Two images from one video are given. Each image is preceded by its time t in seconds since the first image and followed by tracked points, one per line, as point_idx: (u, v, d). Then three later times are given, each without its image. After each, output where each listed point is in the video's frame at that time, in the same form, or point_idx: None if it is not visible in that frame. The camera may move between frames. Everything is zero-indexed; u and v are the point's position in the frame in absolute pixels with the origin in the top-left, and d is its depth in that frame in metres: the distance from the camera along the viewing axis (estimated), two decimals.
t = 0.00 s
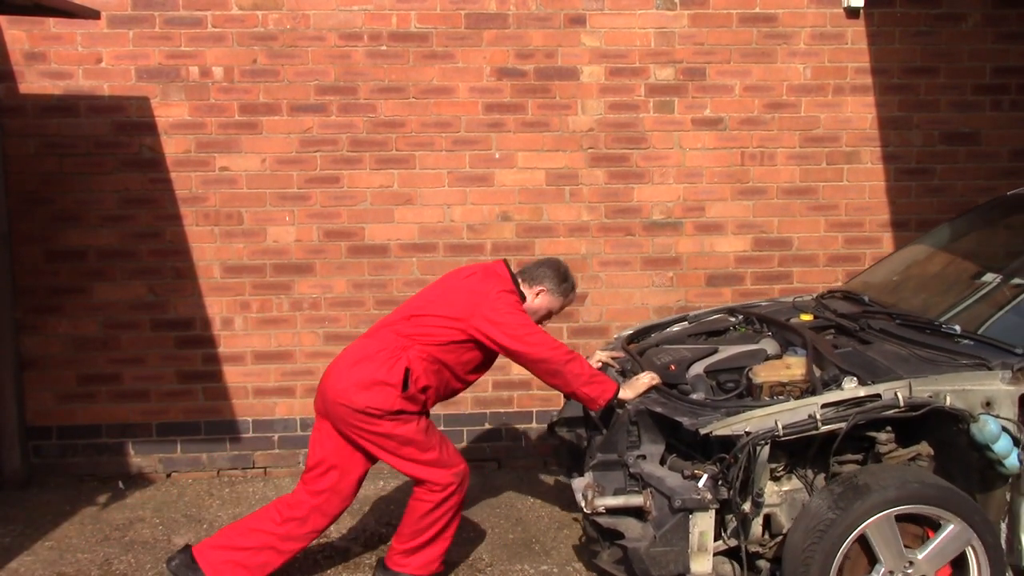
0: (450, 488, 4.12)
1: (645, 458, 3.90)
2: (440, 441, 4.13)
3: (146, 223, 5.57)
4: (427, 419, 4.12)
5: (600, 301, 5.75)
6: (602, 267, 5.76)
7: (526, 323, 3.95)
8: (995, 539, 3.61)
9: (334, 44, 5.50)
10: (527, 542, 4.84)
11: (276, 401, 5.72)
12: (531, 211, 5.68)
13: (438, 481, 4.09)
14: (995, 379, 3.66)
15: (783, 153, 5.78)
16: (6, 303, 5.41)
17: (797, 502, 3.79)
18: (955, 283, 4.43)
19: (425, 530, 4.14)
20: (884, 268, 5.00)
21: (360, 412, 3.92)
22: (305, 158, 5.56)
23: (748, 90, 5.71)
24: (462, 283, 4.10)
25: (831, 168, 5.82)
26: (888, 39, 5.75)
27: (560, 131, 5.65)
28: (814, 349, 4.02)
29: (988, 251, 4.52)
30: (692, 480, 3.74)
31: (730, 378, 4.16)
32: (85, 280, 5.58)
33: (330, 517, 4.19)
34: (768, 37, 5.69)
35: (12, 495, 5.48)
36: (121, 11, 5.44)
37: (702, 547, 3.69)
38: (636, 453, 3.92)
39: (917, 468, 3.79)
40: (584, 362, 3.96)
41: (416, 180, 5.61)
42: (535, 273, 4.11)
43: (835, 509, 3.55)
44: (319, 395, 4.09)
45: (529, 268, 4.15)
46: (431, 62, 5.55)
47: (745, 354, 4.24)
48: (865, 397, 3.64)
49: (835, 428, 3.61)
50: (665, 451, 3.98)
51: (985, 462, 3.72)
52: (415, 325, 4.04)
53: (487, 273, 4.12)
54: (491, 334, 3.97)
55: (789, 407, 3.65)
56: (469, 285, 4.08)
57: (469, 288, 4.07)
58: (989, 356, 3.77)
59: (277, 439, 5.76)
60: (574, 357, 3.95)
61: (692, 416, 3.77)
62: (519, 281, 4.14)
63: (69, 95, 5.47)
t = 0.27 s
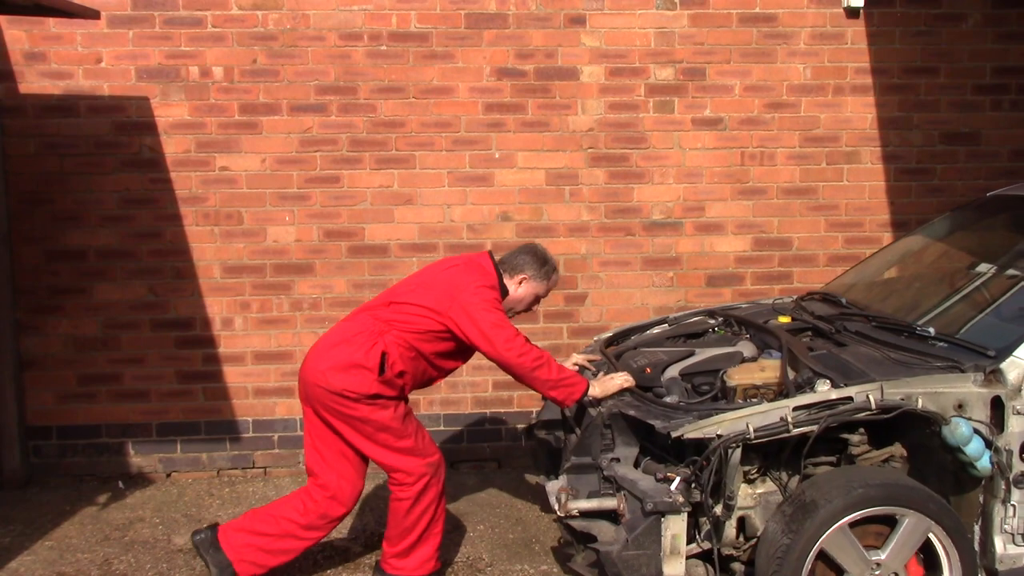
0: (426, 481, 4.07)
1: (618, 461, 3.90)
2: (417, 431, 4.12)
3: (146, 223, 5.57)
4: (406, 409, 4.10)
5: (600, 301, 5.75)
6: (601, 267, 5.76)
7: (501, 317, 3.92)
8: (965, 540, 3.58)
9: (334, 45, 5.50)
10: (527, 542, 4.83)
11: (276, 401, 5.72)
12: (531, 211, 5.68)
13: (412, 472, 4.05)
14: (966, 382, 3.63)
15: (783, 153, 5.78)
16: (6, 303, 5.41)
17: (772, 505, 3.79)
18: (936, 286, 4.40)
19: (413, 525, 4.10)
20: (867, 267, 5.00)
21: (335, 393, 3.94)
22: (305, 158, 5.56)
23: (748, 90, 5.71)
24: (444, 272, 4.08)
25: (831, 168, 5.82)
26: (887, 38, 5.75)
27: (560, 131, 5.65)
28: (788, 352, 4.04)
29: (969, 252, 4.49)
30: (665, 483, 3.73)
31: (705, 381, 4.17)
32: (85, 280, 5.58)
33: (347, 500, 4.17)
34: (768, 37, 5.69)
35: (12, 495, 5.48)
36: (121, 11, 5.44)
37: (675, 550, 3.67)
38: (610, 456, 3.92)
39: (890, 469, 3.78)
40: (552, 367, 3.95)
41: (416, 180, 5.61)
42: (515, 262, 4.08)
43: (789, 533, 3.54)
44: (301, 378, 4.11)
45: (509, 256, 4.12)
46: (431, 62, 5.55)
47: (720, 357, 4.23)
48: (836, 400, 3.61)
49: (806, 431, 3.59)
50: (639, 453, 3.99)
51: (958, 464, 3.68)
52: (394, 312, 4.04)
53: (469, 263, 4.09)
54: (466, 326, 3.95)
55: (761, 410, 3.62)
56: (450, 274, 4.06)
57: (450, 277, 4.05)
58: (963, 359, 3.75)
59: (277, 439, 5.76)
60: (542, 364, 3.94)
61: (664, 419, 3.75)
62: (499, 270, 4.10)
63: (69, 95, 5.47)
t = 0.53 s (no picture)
0: (408, 476, 4.08)
1: (594, 461, 3.89)
2: (400, 425, 4.12)
3: (146, 223, 5.57)
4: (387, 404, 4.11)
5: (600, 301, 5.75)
6: (601, 267, 5.76)
7: (475, 314, 3.92)
8: (939, 539, 3.58)
9: (334, 45, 5.50)
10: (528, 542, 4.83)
11: (276, 401, 5.72)
12: (531, 211, 5.68)
13: (392, 467, 4.06)
14: (941, 381, 3.63)
15: (783, 153, 5.78)
16: (5, 303, 5.42)
17: (747, 505, 3.81)
18: (915, 286, 4.39)
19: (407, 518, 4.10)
20: (849, 266, 5.00)
21: (315, 387, 3.97)
22: (305, 158, 5.56)
23: (748, 90, 5.71)
24: (423, 267, 4.08)
25: (831, 168, 5.82)
26: (888, 38, 5.75)
27: (561, 131, 5.65)
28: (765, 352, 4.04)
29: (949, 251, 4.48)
30: (638, 482, 3.72)
31: (681, 380, 4.17)
32: (86, 280, 5.58)
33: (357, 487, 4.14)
34: (768, 37, 5.69)
35: (12, 495, 5.48)
36: (121, 11, 5.44)
37: (649, 550, 3.65)
38: (586, 456, 3.91)
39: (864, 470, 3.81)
40: (524, 367, 3.95)
41: (416, 180, 5.61)
42: (490, 251, 4.04)
43: (750, 559, 3.52)
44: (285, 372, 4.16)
45: (483, 246, 4.07)
46: (431, 62, 5.55)
47: (698, 357, 4.23)
48: (810, 399, 3.62)
49: (781, 431, 3.60)
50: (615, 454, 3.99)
51: (933, 464, 3.69)
52: (372, 307, 4.05)
53: (447, 258, 4.08)
54: (441, 322, 3.95)
55: (735, 410, 3.63)
56: (428, 269, 4.05)
57: (427, 272, 4.04)
58: (938, 359, 3.76)
59: (277, 439, 5.76)
60: (513, 364, 3.93)
61: (638, 419, 3.76)
62: (476, 261, 4.06)
63: (69, 95, 5.47)
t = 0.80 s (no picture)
0: (397, 476, 4.07)
1: (564, 464, 3.86)
2: (387, 426, 4.12)
3: (146, 223, 5.57)
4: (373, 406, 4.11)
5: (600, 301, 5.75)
6: (601, 267, 5.76)
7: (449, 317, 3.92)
8: (906, 540, 3.56)
9: (334, 45, 5.50)
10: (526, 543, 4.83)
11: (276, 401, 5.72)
12: (531, 211, 5.68)
13: (381, 469, 4.05)
14: (909, 383, 3.60)
15: (783, 153, 5.78)
16: (6, 303, 5.42)
17: (718, 507, 3.79)
18: (890, 288, 4.38)
19: (401, 518, 4.08)
20: (828, 265, 4.98)
21: (297, 391, 3.99)
22: (305, 158, 5.56)
23: (748, 90, 5.72)
24: (399, 267, 4.07)
25: (831, 168, 5.82)
26: (887, 38, 5.75)
27: (561, 131, 5.65)
28: (737, 354, 4.04)
29: (923, 252, 4.45)
30: (608, 485, 3.68)
31: (653, 384, 4.16)
32: (86, 280, 5.58)
33: (350, 486, 4.15)
34: (768, 37, 5.69)
35: (11, 496, 5.48)
36: (121, 11, 5.44)
37: (618, 553, 3.62)
38: (556, 458, 3.88)
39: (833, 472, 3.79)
40: (495, 371, 3.94)
41: (417, 180, 5.61)
42: (468, 246, 4.02)
43: None
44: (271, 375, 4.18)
45: (461, 241, 4.05)
46: (431, 62, 5.55)
47: (670, 360, 4.24)
48: (779, 402, 3.62)
49: (749, 433, 3.59)
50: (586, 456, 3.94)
51: (903, 466, 3.65)
52: (349, 308, 4.04)
53: (424, 258, 4.06)
54: (416, 324, 3.95)
55: (703, 412, 3.62)
56: (404, 270, 4.04)
57: (404, 273, 4.03)
58: (908, 360, 3.74)
59: (277, 439, 5.76)
60: (484, 368, 3.92)
61: (607, 421, 3.75)
62: (454, 257, 4.04)
63: (69, 95, 5.47)
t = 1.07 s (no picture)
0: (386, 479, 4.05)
1: (534, 466, 3.78)
2: (374, 428, 4.11)
3: (146, 223, 5.57)
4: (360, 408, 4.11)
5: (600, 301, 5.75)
6: (601, 267, 5.76)
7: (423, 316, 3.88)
8: (873, 541, 3.52)
9: (334, 44, 5.50)
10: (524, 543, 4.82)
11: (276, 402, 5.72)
12: (531, 211, 5.68)
13: (369, 472, 4.05)
14: (878, 385, 3.55)
15: (783, 153, 5.78)
16: (6, 303, 5.42)
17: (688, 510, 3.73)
18: (864, 291, 4.35)
19: (393, 522, 4.08)
20: (807, 265, 4.93)
21: (283, 396, 3.98)
22: (305, 158, 5.56)
23: (748, 90, 5.71)
24: (376, 264, 4.04)
25: (831, 168, 5.82)
26: (887, 39, 5.75)
27: (561, 131, 5.65)
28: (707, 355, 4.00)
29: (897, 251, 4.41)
30: (576, 487, 3.65)
31: (624, 385, 4.11)
32: (86, 280, 5.58)
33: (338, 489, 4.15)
34: (768, 37, 5.69)
35: (11, 496, 5.48)
36: (121, 11, 5.44)
37: (587, 556, 3.60)
38: (525, 460, 3.80)
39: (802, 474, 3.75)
40: (466, 370, 3.90)
41: (416, 180, 5.61)
42: (443, 239, 3.99)
43: None
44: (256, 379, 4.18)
45: (435, 234, 4.02)
46: (431, 62, 5.55)
47: (643, 361, 4.21)
48: (747, 404, 3.55)
49: (716, 436, 3.53)
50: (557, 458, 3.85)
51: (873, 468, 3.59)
52: (328, 308, 4.03)
53: (401, 254, 4.03)
54: (391, 323, 3.93)
55: (670, 414, 3.55)
56: (381, 267, 4.01)
57: (380, 270, 4.00)
58: (875, 362, 3.69)
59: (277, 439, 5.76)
60: (455, 367, 3.88)
61: (574, 423, 3.68)
62: (430, 251, 4.01)
63: (69, 95, 5.47)
